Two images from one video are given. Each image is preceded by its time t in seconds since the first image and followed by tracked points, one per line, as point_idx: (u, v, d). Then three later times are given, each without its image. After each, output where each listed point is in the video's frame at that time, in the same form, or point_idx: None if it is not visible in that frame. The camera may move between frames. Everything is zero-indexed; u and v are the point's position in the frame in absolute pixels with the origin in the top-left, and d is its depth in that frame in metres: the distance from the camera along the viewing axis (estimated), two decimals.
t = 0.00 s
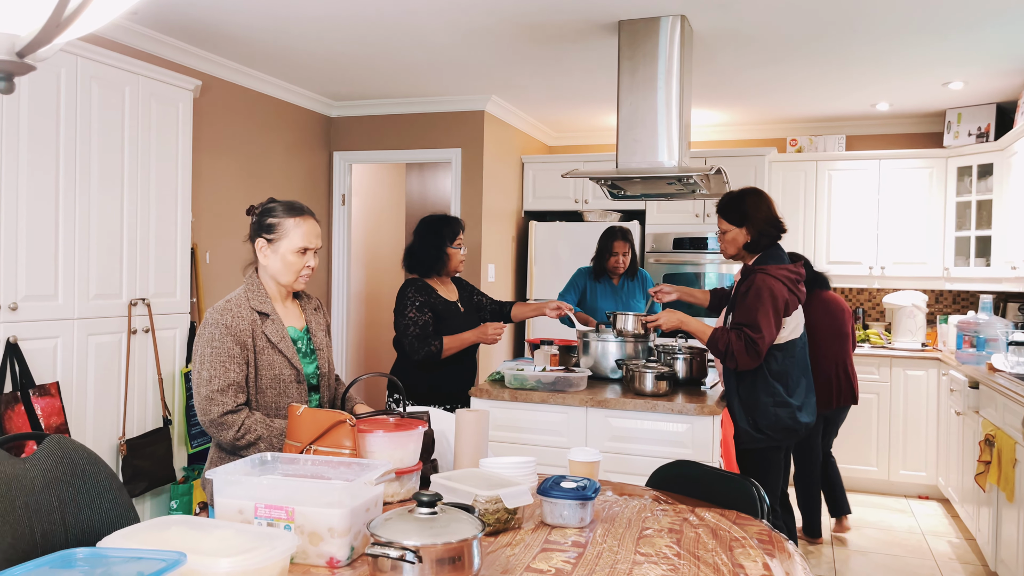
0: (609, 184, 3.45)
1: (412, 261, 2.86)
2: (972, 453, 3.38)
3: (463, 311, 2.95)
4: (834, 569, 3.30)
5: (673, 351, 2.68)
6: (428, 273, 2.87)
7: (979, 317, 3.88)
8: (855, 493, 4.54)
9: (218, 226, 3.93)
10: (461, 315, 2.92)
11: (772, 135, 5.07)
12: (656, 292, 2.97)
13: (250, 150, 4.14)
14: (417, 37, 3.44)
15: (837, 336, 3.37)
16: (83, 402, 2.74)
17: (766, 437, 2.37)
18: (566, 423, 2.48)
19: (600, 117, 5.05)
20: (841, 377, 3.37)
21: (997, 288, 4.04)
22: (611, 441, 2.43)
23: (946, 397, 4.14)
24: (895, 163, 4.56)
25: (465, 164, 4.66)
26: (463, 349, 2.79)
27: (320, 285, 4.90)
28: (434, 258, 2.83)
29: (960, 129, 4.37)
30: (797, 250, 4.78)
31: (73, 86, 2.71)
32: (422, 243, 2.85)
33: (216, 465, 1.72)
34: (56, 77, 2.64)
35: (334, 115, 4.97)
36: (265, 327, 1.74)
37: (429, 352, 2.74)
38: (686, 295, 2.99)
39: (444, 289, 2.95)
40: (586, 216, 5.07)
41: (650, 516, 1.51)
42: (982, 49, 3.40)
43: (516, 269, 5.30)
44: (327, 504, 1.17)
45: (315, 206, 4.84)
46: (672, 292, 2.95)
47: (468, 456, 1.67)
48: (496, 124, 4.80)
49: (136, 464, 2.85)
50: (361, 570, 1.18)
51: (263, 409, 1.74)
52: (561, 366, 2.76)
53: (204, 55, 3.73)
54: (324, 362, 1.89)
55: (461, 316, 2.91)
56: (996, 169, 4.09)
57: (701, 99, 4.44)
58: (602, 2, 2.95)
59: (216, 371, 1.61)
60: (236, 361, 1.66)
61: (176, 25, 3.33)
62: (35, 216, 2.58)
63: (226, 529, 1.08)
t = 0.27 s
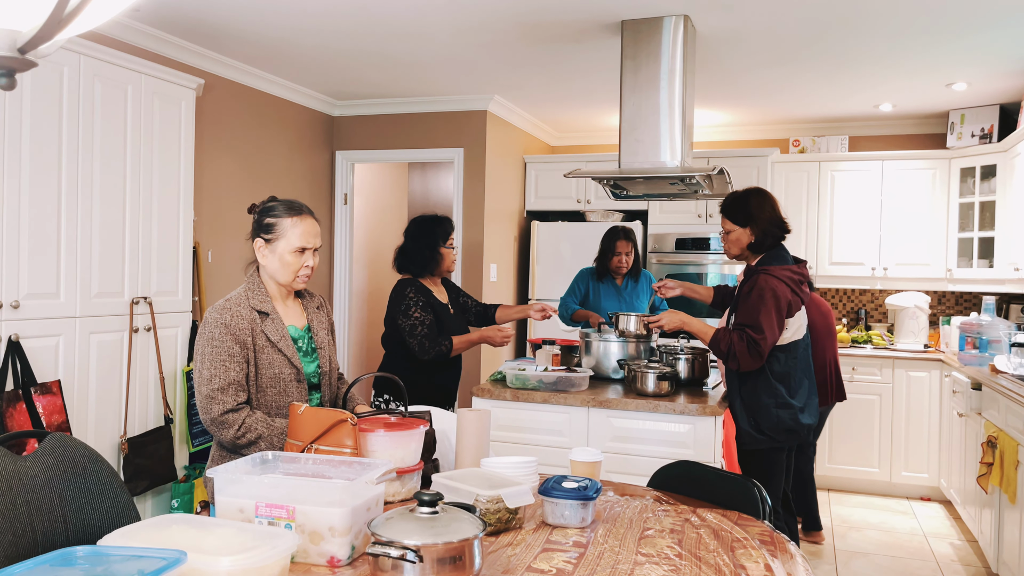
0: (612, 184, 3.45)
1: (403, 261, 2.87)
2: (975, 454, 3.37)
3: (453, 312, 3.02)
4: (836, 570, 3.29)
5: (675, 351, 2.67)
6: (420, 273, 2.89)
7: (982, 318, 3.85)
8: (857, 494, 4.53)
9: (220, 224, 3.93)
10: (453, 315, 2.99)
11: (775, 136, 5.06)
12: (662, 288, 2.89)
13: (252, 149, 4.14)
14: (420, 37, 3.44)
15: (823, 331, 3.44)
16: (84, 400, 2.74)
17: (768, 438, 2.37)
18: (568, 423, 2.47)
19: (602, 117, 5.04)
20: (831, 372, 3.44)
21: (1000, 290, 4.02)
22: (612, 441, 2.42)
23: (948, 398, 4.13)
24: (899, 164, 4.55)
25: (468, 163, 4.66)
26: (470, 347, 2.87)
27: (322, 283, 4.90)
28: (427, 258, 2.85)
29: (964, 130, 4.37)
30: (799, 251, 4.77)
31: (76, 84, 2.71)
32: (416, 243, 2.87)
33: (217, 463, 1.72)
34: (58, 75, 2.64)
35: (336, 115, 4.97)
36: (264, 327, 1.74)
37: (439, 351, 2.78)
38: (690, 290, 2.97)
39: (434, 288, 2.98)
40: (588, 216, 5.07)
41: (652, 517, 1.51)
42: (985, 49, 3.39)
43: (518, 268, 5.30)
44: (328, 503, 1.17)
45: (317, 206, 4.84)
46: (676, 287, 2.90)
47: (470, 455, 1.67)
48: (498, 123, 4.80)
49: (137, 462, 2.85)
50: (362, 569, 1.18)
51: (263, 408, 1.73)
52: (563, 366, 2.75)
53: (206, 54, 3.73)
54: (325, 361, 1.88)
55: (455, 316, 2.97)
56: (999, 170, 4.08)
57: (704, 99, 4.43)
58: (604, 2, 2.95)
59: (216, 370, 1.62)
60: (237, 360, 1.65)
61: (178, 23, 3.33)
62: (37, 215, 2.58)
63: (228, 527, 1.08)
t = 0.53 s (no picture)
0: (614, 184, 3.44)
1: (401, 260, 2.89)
2: (976, 456, 3.37)
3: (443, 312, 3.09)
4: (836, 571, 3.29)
5: (677, 352, 2.67)
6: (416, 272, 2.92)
7: (984, 319, 3.83)
8: (858, 495, 4.52)
9: (222, 224, 3.93)
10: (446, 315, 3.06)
11: (777, 137, 5.06)
12: (662, 274, 2.97)
13: (254, 148, 4.15)
14: (422, 36, 3.44)
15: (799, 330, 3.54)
16: (86, 399, 2.74)
17: (768, 439, 2.37)
18: (569, 423, 2.47)
19: (604, 117, 5.04)
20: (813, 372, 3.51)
21: (1002, 291, 4.02)
22: (613, 442, 2.42)
23: (950, 400, 4.12)
24: (900, 165, 4.54)
25: (469, 163, 4.66)
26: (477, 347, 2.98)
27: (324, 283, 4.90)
28: (426, 256, 2.89)
29: (966, 132, 4.36)
30: (801, 252, 4.76)
31: (78, 83, 2.72)
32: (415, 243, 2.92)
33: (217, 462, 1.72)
34: (60, 73, 2.64)
35: (338, 114, 4.98)
36: (265, 325, 1.74)
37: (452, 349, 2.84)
38: (691, 280, 2.98)
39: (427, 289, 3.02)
40: (590, 216, 5.07)
41: (652, 518, 1.51)
42: (988, 50, 3.38)
43: (519, 269, 5.30)
44: (328, 502, 1.17)
45: (319, 205, 4.84)
46: (678, 274, 2.95)
47: (470, 455, 1.67)
48: (500, 123, 4.80)
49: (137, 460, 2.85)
50: (362, 569, 1.18)
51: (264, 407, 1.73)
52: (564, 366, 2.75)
53: (209, 53, 3.73)
54: (326, 360, 1.88)
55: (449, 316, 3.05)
56: (1002, 171, 4.07)
57: (707, 99, 4.43)
58: (607, 2, 2.95)
59: (217, 368, 1.62)
60: (238, 358, 1.66)
61: (180, 23, 3.33)
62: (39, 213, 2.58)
63: (228, 526, 1.08)
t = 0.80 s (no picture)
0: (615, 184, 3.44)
1: (411, 261, 3.16)
2: (977, 457, 3.36)
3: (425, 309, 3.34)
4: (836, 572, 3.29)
5: (677, 352, 2.67)
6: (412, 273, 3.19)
7: (985, 320, 3.81)
8: (859, 497, 4.51)
9: (223, 223, 3.93)
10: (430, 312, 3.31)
11: (778, 137, 5.06)
12: (663, 275, 2.95)
13: (255, 147, 4.15)
14: (423, 36, 3.44)
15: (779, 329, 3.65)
16: (87, 398, 2.74)
17: (769, 439, 2.37)
18: (569, 423, 2.47)
19: (606, 117, 5.04)
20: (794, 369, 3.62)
21: (1004, 292, 4.01)
22: (614, 442, 2.42)
23: (951, 401, 4.12)
24: (902, 165, 4.54)
25: (470, 163, 4.66)
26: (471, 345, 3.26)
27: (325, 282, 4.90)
28: (427, 258, 3.19)
29: (968, 132, 4.35)
30: (802, 252, 4.76)
31: (80, 82, 2.72)
32: (417, 245, 3.16)
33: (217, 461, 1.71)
34: (61, 72, 2.64)
35: (339, 114, 4.98)
36: (267, 324, 1.74)
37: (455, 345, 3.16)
38: (692, 280, 2.99)
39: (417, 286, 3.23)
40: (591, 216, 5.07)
41: (653, 517, 1.50)
42: (990, 51, 3.38)
43: (520, 269, 5.30)
44: (329, 501, 1.17)
45: (320, 205, 4.84)
46: (678, 275, 2.94)
47: (471, 455, 1.67)
48: (501, 124, 4.80)
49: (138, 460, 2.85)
50: (363, 568, 1.17)
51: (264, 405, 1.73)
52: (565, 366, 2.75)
53: (210, 53, 3.73)
54: (327, 358, 1.87)
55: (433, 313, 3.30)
56: (1004, 172, 4.07)
57: (708, 100, 4.43)
58: (609, 2, 2.95)
59: (219, 366, 1.62)
60: (239, 356, 1.65)
61: (182, 22, 3.33)
62: (40, 212, 2.58)
63: (229, 525, 1.08)
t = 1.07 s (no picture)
0: (614, 185, 3.44)
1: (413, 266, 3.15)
2: (976, 458, 3.36)
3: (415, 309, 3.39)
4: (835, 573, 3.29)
5: (676, 352, 2.67)
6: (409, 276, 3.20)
7: (983, 321, 3.80)
8: (858, 498, 4.51)
9: (222, 224, 3.93)
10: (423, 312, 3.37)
11: (778, 138, 5.06)
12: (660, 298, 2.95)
13: (254, 148, 4.15)
14: (423, 37, 3.44)
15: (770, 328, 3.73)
16: (85, 398, 2.74)
17: (768, 440, 2.36)
18: (568, 424, 2.47)
19: (605, 118, 5.04)
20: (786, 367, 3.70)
21: (1002, 293, 4.02)
22: (613, 443, 2.41)
23: (949, 402, 4.12)
24: (901, 167, 4.54)
25: (470, 164, 4.66)
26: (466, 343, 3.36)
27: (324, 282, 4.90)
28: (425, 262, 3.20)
29: (967, 134, 4.35)
30: (801, 254, 4.76)
31: (79, 82, 2.72)
32: (417, 247, 3.19)
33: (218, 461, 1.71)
34: (60, 72, 2.64)
35: (338, 115, 4.98)
36: (267, 325, 1.73)
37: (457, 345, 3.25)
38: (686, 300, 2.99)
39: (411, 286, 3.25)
40: (590, 217, 5.07)
41: (652, 518, 1.50)
42: (988, 53, 3.39)
43: (519, 270, 5.30)
44: (328, 502, 1.17)
45: (319, 205, 4.84)
46: (674, 297, 2.96)
47: (470, 455, 1.67)
48: (501, 124, 4.80)
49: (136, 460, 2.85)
50: (362, 569, 1.17)
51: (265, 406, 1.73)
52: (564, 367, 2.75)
53: (208, 53, 3.73)
54: (326, 358, 1.87)
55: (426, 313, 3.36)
56: (1002, 173, 4.08)
57: (707, 101, 4.43)
58: (608, 3, 2.95)
59: (222, 368, 1.61)
60: (242, 358, 1.65)
61: (182, 22, 3.33)
62: (39, 212, 2.58)
63: (227, 525, 1.08)
